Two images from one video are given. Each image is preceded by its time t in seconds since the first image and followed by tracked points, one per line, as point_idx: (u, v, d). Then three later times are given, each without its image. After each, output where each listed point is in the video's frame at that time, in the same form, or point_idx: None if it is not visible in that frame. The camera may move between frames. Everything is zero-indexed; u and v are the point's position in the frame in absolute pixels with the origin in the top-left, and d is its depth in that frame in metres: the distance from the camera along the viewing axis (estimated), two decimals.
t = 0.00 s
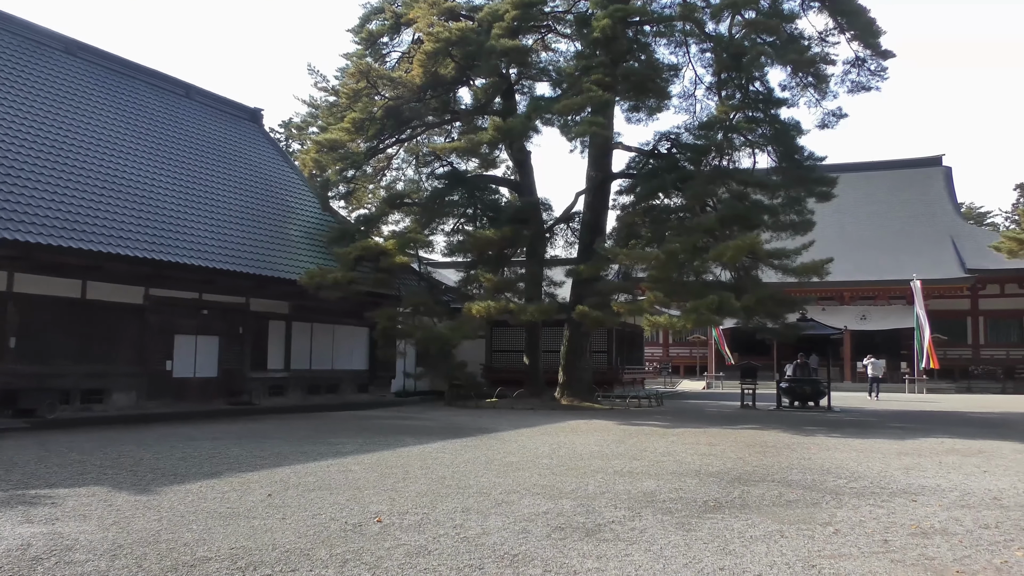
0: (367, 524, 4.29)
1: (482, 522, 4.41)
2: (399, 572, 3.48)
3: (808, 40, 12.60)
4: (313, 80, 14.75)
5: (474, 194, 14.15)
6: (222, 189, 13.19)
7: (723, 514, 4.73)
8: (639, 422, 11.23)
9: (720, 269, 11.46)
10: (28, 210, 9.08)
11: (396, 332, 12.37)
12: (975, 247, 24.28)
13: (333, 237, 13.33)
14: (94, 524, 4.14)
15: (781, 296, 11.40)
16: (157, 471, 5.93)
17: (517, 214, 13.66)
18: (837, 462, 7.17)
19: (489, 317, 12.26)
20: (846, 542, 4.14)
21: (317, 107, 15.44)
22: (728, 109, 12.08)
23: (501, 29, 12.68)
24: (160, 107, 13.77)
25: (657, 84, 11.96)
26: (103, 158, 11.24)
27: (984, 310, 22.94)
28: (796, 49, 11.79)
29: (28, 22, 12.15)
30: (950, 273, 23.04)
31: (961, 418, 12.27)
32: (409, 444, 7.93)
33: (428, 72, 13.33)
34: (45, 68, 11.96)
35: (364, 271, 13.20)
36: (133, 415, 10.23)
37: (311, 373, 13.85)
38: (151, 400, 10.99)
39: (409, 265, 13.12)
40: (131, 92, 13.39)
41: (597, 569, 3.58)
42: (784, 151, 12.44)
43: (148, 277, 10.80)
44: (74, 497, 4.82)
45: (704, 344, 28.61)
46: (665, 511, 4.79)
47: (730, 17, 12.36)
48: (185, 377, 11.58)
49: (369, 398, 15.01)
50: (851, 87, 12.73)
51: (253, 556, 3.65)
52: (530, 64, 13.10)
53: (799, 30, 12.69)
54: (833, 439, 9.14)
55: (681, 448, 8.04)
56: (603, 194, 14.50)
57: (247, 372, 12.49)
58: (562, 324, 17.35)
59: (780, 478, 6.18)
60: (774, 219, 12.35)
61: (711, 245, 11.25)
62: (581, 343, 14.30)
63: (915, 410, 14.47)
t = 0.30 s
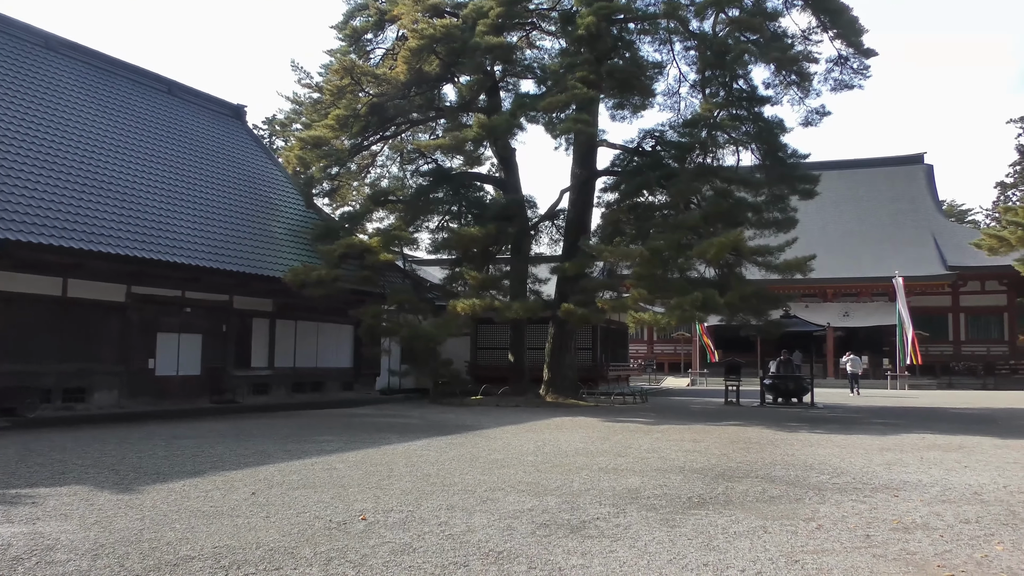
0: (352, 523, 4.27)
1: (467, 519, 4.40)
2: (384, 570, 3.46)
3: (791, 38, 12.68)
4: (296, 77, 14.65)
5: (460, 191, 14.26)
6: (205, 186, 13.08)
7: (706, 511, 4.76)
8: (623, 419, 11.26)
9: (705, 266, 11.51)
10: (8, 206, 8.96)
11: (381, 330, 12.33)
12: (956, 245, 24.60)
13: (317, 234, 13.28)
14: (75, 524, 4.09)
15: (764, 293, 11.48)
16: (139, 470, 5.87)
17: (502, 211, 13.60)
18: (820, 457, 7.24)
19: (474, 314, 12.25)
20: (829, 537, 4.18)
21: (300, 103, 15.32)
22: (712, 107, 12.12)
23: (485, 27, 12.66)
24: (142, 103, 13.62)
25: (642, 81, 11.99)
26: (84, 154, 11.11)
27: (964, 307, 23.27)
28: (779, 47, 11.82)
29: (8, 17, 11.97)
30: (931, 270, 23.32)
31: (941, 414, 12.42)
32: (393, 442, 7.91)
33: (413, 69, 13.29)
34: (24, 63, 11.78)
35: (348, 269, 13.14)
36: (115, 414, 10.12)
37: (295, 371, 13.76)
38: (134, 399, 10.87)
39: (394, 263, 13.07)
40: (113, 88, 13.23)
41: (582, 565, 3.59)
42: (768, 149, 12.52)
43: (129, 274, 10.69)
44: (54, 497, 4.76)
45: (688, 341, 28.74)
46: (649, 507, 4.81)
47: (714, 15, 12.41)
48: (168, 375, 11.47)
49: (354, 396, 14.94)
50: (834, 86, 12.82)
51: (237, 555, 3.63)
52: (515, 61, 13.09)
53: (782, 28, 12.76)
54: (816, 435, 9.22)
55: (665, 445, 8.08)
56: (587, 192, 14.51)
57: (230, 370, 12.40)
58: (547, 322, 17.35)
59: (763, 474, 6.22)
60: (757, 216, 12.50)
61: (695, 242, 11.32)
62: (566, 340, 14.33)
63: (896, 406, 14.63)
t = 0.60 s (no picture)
0: (339, 522, 4.25)
1: (454, 518, 4.40)
2: (372, 569, 3.45)
3: (778, 37, 12.74)
4: (283, 75, 14.56)
5: (447, 190, 14.16)
6: (192, 184, 12.99)
7: (693, 508, 4.78)
8: (611, 417, 11.29)
9: (693, 264, 11.54)
10: None
11: (369, 328, 12.30)
12: (941, 243, 24.81)
13: (304, 233, 13.26)
14: (60, 524, 4.05)
15: (751, 291, 11.52)
16: (125, 469, 5.82)
17: (491, 210, 13.52)
18: (806, 455, 7.29)
19: (462, 312, 12.23)
20: (815, 534, 4.21)
21: (287, 101, 15.23)
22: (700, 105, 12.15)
23: (473, 25, 12.63)
24: (128, 100, 13.51)
25: (629, 80, 12.04)
26: (69, 151, 11.00)
27: (950, 305, 23.49)
28: (765, 46, 11.86)
29: None
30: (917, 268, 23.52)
31: (926, 412, 12.53)
32: (381, 440, 7.89)
33: (400, 67, 13.26)
34: (8, 59, 11.65)
35: (335, 267, 13.09)
36: (101, 413, 10.04)
37: (283, 370, 13.69)
38: (120, 398, 10.79)
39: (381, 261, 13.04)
40: (99, 85, 13.11)
41: (570, 564, 3.60)
42: (755, 147, 12.56)
43: (115, 273, 10.60)
44: (39, 497, 4.71)
45: (675, 340, 28.84)
46: (636, 505, 4.82)
47: (702, 14, 12.44)
48: (154, 374, 11.39)
49: (341, 395, 14.89)
50: (821, 85, 12.89)
51: (223, 555, 3.61)
52: (502, 59, 13.08)
53: (769, 27, 12.81)
54: (804, 433, 9.27)
55: (653, 443, 8.11)
56: (575, 191, 14.52)
57: (217, 369, 12.32)
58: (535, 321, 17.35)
59: (749, 471, 6.26)
60: (744, 215, 12.56)
61: (683, 241, 11.35)
62: (554, 339, 14.34)
63: (881, 404, 14.74)
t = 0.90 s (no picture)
0: (324, 520, 4.24)
1: (440, 517, 4.39)
2: (357, 568, 3.44)
3: (764, 38, 12.80)
4: (269, 71, 14.45)
5: (434, 188, 14.15)
6: (176, 180, 12.87)
7: (678, 507, 4.80)
8: (597, 416, 11.32)
9: (679, 264, 11.58)
10: None
11: (355, 327, 12.26)
12: (924, 244, 25.06)
13: (290, 231, 13.23)
14: (41, 523, 4.01)
15: (736, 291, 11.56)
16: (108, 468, 5.77)
17: (477, 208, 13.53)
18: (790, 454, 7.34)
19: (448, 311, 12.20)
20: (799, 532, 4.24)
21: (272, 99, 15.13)
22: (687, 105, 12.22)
23: (460, 23, 12.59)
24: (111, 96, 13.36)
25: (616, 79, 12.06)
26: (51, 148, 10.85)
27: (933, 305, 23.72)
28: (752, 46, 11.92)
29: None
30: (901, 268, 23.73)
31: (908, 411, 12.66)
32: (367, 439, 7.86)
33: (387, 65, 13.22)
34: None
35: (321, 265, 13.03)
36: (84, 412, 9.94)
37: (268, 368, 13.62)
38: (103, 396, 10.69)
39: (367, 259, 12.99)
40: (82, 81, 12.95)
41: (556, 562, 3.60)
42: (741, 147, 12.61)
43: (98, 270, 10.50)
44: (20, 496, 4.66)
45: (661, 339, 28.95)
46: (621, 504, 4.84)
47: (689, 14, 12.48)
48: (138, 372, 11.29)
49: (327, 393, 14.82)
50: (806, 85, 12.98)
51: (207, 554, 3.58)
52: (490, 58, 13.06)
53: (755, 27, 12.87)
54: (788, 431, 9.34)
55: (638, 442, 8.13)
56: (561, 190, 14.54)
57: (202, 367, 12.23)
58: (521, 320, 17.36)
59: (734, 470, 6.30)
60: (730, 215, 12.62)
61: (669, 240, 11.38)
62: (540, 338, 14.35)
63: (864, 403, 14.88)
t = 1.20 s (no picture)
0: (304, 520, 4.21)
1: (421, 516, 4.37)
2: (337, 568, 3.42)
3: (747, 39, 12.89)
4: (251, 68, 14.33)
5: (416, 186, 14.11)
6: (156, 177, 12.73)
7: (659, 506, 4.82)
8: (579, 415, 11.34)
9: (661, 264, 11.62)
10: None
11: (336, 325, 12.19)
12: (903, 246, 25.36)
13: (272, 229, 13.14)
14: (16, 523, 3.94)
15: (718, 291, 11.61)
16: (85, 467, 5.68)
17: (460, 207, 13.50)
18: (770, 453, 7.40)
19: (430, 310, 12.17)
20: (778, 531, 4.27)
21: (255, 95, 15.02)
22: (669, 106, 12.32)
23: (444, 22, 12.55)
24: (92, 91, 13.18)
25: (600, 79, 12.04)
26: (29, 143, 10.69)
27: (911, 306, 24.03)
28: (734, 48, 11.99)
29: None
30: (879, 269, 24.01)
31: (885, 411, 12.79)
32: (348, 438, 7.81)
33: (370, 62, 13.16)
34: None
35: (303, 263, 12.94)
36: (61, 410, 9.80)
37: (249, 367, 13.50)
38: (81, 394, 10.54)
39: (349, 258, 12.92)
40: (61, 75, 12.76)
41: (536, 561, 3.60)
42: (723, 148, 12.65)
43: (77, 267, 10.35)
44: None
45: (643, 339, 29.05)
46: (603, 503, 4.85)
47: (672, 15, 12.53)
48: (117, 370, 11.15)
49: (308, 392, 14.73)
50: (788, 87, 13.09)
51: (186, 554, 3.54)
52: (473, 56, 13.05)
53: (738, 29, 12.95)
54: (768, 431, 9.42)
55: (620, 441, 8.15)
56: (545, 189, 14.55)
57: (182, 365, 12.11)
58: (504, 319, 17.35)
59: (714, 469, 6.33)
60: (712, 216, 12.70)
61: (651, 240, 11.43)
62: (522, 337, 14.35)
63: (842, 403, 15.03)
